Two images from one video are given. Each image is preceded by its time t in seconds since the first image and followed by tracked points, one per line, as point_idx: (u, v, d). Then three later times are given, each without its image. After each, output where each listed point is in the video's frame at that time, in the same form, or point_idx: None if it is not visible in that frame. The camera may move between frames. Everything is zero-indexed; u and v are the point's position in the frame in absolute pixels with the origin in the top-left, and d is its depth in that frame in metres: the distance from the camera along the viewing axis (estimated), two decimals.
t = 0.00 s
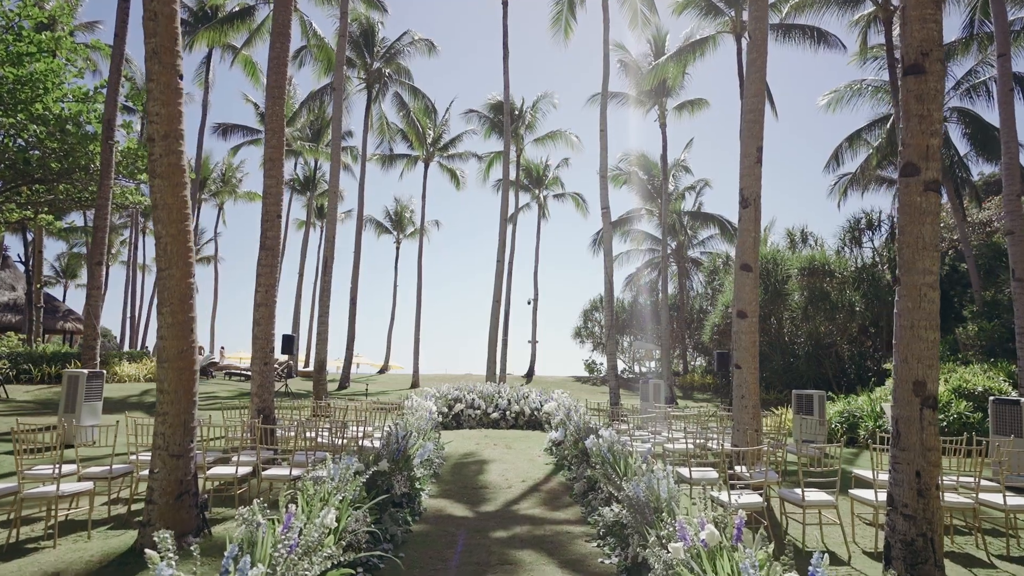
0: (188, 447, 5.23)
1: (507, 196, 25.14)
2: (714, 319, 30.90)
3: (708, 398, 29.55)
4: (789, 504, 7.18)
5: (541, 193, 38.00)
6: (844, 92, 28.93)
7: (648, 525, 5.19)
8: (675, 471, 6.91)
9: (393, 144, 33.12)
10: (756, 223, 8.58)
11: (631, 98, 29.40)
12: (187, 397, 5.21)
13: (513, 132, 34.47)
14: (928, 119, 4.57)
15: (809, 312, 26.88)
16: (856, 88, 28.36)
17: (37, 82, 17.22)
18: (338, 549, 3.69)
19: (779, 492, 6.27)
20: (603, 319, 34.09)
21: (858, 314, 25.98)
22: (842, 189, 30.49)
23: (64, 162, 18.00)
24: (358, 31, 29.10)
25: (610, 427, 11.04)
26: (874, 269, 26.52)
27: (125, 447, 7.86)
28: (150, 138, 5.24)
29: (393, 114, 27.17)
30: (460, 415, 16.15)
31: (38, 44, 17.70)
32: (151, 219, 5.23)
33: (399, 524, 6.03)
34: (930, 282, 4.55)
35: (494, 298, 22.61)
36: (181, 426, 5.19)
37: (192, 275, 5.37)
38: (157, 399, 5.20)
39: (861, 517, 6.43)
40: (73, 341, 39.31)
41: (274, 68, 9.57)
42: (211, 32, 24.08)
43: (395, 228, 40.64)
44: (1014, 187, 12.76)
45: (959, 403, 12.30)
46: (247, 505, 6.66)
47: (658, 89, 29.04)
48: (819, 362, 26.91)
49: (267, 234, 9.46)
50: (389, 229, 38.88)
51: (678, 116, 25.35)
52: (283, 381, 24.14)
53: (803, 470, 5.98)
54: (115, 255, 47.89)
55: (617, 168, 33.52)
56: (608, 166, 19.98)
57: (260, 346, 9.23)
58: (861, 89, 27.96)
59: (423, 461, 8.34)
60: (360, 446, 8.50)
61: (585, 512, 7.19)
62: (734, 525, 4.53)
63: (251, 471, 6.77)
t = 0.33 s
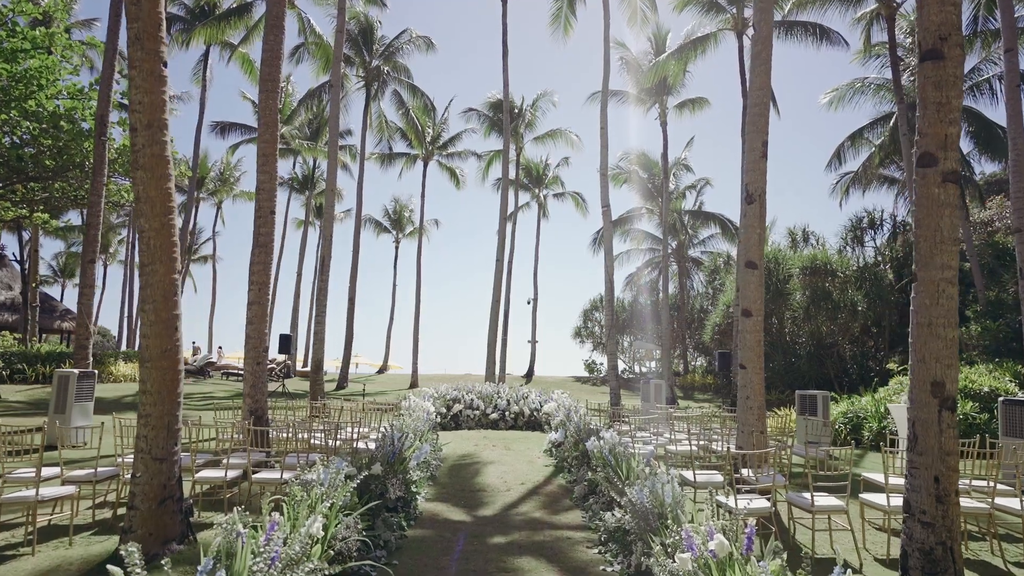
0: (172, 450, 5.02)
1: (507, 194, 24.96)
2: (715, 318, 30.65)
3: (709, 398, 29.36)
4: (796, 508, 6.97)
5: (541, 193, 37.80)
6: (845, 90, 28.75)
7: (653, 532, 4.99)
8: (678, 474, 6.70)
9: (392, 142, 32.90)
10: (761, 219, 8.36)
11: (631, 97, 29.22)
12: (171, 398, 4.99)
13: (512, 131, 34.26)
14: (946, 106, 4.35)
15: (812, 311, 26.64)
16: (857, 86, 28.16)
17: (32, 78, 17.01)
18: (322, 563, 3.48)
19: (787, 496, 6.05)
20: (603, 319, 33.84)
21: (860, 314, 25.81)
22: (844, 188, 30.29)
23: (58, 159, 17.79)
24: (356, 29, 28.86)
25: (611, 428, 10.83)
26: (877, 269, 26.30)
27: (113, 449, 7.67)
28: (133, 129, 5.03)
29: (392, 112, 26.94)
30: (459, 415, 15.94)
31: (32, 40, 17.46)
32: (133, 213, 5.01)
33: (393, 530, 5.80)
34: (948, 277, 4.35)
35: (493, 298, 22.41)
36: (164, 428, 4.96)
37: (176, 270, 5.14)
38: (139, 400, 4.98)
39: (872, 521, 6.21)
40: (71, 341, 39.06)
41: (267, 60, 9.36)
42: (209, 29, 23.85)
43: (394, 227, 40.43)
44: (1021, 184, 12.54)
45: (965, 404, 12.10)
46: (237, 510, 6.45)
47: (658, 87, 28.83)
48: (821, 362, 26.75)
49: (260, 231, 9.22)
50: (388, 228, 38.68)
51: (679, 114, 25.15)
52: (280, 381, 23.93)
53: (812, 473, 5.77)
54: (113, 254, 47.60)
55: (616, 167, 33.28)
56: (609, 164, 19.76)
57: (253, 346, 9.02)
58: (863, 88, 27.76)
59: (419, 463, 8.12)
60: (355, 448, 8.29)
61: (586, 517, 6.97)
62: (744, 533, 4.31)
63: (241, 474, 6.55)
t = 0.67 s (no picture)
0: (157, 454, 4.79)
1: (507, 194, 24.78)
2: (716, 318, 30.39)
3: (711, 399, 29.16)
4: (807, 513, 6.73)
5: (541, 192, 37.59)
6: (847, 89, 28.52)
7: (661, 541, 4.75)
8: (685, 479, 6.47)
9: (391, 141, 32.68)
10: (769, 215, 8.12)
11: (632, 95, 29.03)
12: (154, 400, 4.75)
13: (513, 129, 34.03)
14: (972, 93, 4.15)
15: (814, 312, 26.36)
16: (860, 84, 27.94)
17: (25, 75, 16.75)
18: None
19: (798, 502, 5.82)
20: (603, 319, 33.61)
21: (862, 314, 25.62)
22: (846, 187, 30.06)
23: (53, 157, 17.54)
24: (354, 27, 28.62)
25: (613, 430, 10.59)
26: (879, 268, 26.07)
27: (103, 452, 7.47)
28: (114, 118, 4.79)
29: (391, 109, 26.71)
30: (458, 416, 15.70)
31: (26, 36, 17.22)
32: (115, 206, 4.78)
33: (388, 537, 5.58)
34: (973, 274, 4.13)
35: (493, 298, 22.18)
36: (148, 432, 4.72)
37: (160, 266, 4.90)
38: (121, 403, 4.75)
39: (886, 528, 5.97)
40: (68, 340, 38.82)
41: (260, 53, 9.11)
42: (205, 26, 23.63)
43: (394, 226, 40.20)
44: None
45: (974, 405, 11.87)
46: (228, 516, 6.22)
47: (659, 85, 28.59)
48: (823, 362, 26.52)
49: (254, 228, 8.98)
50: (387, 227, 38.44)
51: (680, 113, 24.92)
52: (278, 381, 23.69)
53: (825, 478, 5.54)
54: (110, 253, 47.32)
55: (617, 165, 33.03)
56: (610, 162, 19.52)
57: (246, 345, 8.78)
58: (866, 86, 27.54)
59: (417, 467, 7.88)
60: (351, 452, 8.06)
61: (589, 523, 6.74)
62: (758, 545, 4.08)
63: (232, 479, 6.34)
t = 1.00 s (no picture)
0: (138, 458, 4.55)
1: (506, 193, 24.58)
2: (718, 317, 30.13)
3: (712, 398, 28.92)
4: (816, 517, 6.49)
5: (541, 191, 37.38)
6: (849, 86, 28.31)
7: (668, 550, 4.52)
8: (690, 482, 6.24)
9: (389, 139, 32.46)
10: (776, 210, 7.89)
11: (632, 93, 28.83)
12: (135, 401, 4.52)
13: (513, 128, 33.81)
14: (998, 75, 3.97)
15: (817, 311, 26.14)
16: (862, 82, 27.75)
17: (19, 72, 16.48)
18: None
19: (809, 506, 5.59)
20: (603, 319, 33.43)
21: (865, 313, 25.42)
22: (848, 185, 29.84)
23: (47, 155, 17.28)
24: (354, 25, 28.40)
25: (614, 431, 10.37)
26: (882, 267, 25.83)
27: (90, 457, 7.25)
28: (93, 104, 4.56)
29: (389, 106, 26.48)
30: (457, 417, 15.47)
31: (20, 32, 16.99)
32: (94, 196, 4.55)
33: (382, 544, 5.34)
34: (1001, 266, 3.90)
35: (493, 297, 21.98)
36: (128, 434, 4.49)
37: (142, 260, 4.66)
38: (100, 404, 4.52)
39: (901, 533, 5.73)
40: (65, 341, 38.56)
41: (253, 43, 8.87)
42: (202, 23, 23.39)
43: (393, 226, 39.98)
44: None
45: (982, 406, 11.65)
46: (215, 522, 5.98)
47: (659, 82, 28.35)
48: (826, 362, 26.31)
49: (247, 224, 8.75)
50: (386, 226, 38.21)
51: (681, 111, 24.71)
52: (275, 382, 23.44)
53: (838, 480, 5.30)
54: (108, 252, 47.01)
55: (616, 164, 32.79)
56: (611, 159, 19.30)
57: (238, 344, 8.54)
58: (868, 84, 27.34)
59: (413, 469, 7.65)
60: (346, 454, 7.84)
61: (591, 528, 6.51)
62: (775, 556, 3.84)
63: (221, 483, 6.11)
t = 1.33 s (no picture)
0: (116, 463, 4.31)
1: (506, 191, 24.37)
2: (719, 317, 29.87)
3: (713, 399, 28.69)
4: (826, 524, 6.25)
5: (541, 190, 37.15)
6: (852, 85, 28.08)
7: (674, 561, 4.27)
8: (696, 487, 6.01)
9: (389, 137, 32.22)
10: (783, 205, 7.65)
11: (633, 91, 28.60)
12: (112, 403, 4.27)
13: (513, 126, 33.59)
14: None
15: (819, 310, 25.91)
16: (865, 79, 27.51)
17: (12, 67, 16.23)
18: None
19: (821, 513, 5.34)
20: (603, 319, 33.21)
21: (868, 313, 25.18)
22: (850, 184, 29.60)
23: (40, 152, 17.04)
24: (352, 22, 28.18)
25: (616, 433, 10.13)
26: (885, 266, 25.61)
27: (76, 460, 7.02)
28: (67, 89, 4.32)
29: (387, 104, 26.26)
30: (456, 417, 15.23)
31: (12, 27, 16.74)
32: (68, 185, 4.31)
33: (375, 552, 5.10)
34: None
35: (493, 297, 21.75)
36: (104, 439, 4.25)
37: (120, 255, 4.43)
38: (75, 406, 4.27)
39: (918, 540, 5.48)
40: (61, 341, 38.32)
41: (245, 34, 8.62)
42: (198, 19, 23.14)
43: (392, 225, 39.74)
44: None
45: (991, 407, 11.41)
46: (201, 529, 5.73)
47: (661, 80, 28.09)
48: (828, 362, 26.11)
49: (238, 219, 8.50)
50: (385, 226, 37.97)
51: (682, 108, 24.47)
52: (272, 382, 23.21)
53: (854, 485, 5.07)
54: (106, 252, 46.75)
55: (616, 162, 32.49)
56: (612, 157, 19.07)
57: (229, 343, 8.30)
58: (870, 81, 27.12)
59: (409, 472, 7.40)
60: (340, 456, 7.62)
61: (593, 534, 6.27)
62: (790, 569, 3.60)
63: (207, 487, 5.88)
